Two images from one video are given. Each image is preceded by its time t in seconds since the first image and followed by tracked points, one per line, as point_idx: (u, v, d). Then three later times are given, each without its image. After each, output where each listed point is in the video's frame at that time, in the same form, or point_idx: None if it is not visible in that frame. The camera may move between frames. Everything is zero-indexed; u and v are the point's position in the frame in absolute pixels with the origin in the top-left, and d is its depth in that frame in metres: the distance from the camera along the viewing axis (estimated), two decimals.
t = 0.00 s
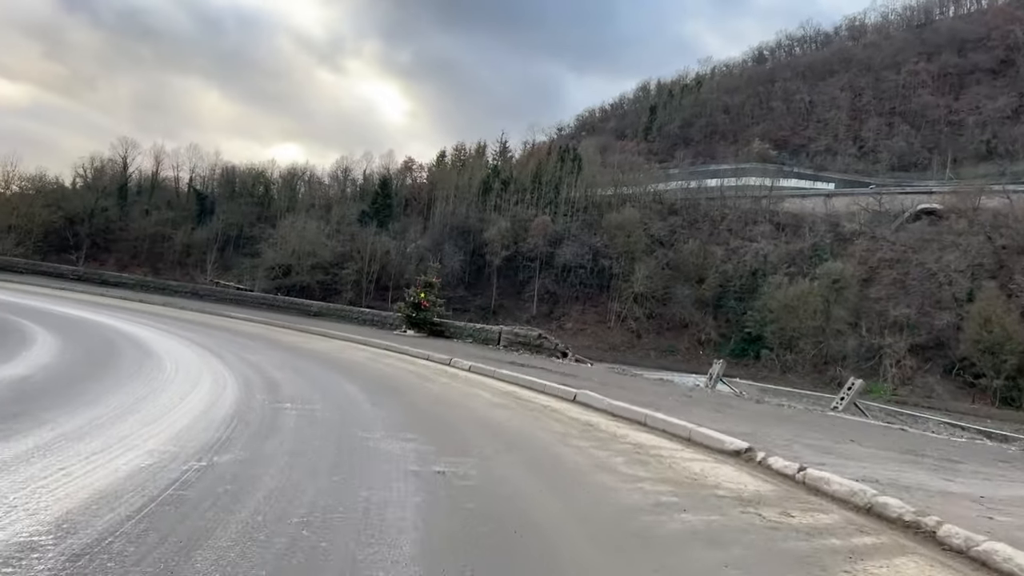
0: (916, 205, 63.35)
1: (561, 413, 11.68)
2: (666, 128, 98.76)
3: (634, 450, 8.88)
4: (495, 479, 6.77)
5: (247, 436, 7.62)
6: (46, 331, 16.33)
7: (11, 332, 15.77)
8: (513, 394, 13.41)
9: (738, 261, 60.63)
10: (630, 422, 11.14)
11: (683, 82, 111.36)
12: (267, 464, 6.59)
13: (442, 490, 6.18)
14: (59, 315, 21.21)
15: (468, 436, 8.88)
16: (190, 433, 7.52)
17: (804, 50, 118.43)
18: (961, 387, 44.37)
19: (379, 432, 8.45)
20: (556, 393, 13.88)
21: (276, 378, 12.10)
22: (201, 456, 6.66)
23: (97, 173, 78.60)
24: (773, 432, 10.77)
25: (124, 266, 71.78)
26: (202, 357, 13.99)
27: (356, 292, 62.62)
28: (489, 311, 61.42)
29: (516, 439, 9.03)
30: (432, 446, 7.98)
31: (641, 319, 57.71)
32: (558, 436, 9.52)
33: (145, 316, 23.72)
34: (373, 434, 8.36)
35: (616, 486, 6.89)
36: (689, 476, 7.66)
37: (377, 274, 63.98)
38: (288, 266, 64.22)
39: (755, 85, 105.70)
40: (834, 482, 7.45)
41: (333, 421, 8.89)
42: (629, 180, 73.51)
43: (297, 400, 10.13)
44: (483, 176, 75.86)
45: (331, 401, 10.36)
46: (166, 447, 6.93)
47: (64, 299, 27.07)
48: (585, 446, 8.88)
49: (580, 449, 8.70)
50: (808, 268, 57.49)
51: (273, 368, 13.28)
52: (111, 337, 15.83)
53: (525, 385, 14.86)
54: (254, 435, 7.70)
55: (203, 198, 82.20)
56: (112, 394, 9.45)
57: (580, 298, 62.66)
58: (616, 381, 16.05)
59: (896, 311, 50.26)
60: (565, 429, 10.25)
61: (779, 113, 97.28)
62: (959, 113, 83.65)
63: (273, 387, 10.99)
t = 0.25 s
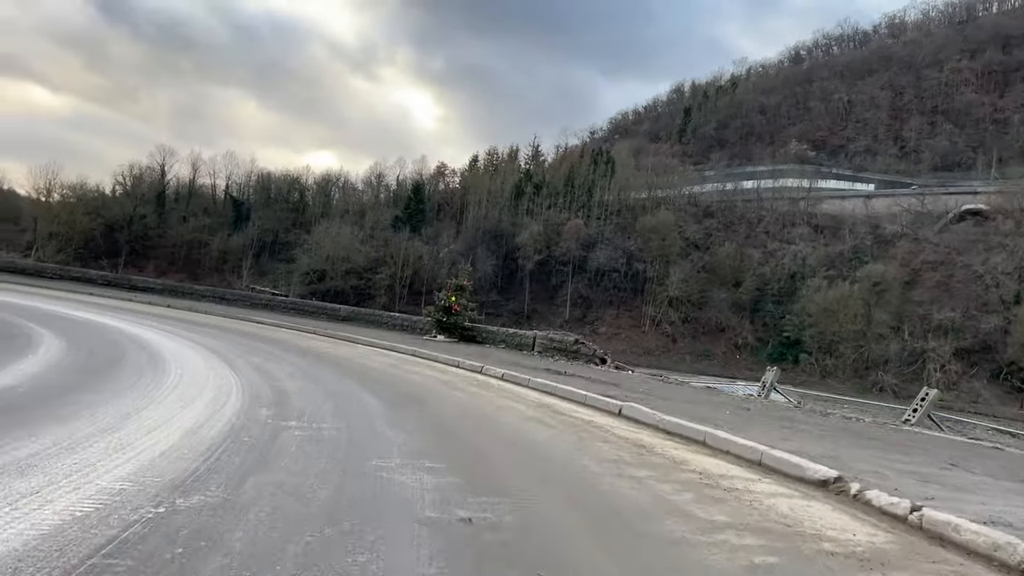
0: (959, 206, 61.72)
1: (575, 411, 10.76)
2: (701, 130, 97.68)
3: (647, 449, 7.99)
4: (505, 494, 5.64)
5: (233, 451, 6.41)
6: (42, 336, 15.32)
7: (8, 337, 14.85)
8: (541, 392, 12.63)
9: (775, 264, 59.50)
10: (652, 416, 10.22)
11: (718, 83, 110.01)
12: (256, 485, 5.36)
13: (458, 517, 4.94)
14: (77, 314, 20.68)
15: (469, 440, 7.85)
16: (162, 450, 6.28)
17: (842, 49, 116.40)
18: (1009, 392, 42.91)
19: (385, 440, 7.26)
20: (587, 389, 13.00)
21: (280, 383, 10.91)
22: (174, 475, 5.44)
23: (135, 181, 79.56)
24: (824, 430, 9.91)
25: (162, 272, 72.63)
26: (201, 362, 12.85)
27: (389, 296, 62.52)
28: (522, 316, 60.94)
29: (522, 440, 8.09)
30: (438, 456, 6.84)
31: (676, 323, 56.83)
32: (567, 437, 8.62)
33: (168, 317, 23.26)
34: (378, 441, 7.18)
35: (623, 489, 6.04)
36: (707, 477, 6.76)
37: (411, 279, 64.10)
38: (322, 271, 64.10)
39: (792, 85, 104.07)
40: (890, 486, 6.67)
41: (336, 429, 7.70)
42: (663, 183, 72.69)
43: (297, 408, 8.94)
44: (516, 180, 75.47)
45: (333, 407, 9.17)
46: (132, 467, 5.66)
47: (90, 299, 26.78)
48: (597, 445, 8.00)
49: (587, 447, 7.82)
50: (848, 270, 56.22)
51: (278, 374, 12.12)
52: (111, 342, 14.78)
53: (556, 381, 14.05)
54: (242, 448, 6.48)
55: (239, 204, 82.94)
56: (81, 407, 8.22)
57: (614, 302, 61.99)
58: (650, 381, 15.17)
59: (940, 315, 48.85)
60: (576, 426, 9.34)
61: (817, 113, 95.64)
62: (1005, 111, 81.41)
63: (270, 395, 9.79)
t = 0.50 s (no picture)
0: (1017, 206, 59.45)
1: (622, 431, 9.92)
2: (744, 130, 95.96)
3: (706, 483, 7.14)
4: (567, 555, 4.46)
5: (234, 483, 5.32)
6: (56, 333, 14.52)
7: (19, 334, 14.09)
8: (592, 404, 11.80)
9: (822, 266, 57.89)
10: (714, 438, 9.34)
11: (761, 82, 108.00)
12: (259, 534, 4.28)
13: None
14: (108, 310, 20.19)
15: (505, 474, 6.91)
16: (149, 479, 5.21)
17: (890, 46, 113.55)
18: None
19: (414, 473, 6.20)
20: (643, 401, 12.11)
21: (300, 395, 9.87)
22: (153, 518, 4.35)
23: (177, 184, 80.41)
24: (910, 451, 9.00)
25: (203, 275, 73.28)
26: (219, 369, 11.88)
27: (427, 299, 62.14)
28: (560, 318, 60.10)
29: (563, 473, 7.22)
30: (475, 493, 5.82)
31: (719, 326, 55.54)
32: (614, 463, 7.79)
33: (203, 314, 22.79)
34: (405, 474, 6.14)
35: (707, 542, 4.95)
36: (783, 516, 5.94)
37: (448, 282, 63.82)
38: (360, 274, 63.63)
39: (837, 83, 101.73)
40: (1008, 525, 5.84)
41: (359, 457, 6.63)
42: (706, 183, 71.36)
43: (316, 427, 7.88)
44: (554, 181, 74.68)
45: (356, 426, 8.11)
46: (106, 502, 4.59)
47: (126, 294, 26.49)
48: (650, 478, 7.17)
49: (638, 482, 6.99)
50: (899, 273, 54.46)
51: (300, 383, 11.11)
52: (126, 343, 13.91)
53: (605, 389, 13.20)
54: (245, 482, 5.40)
55: (279, 207, 83.45)
56: (68, 417, 7.21)
57: (655, 305, 60.90)
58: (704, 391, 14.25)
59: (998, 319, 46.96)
60: (624, 451, 8.49)
61: (863, 112, 93.31)
62: None
63: (287, 409, 8.76)
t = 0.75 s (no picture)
0: None
1: (649, 423, 9.12)
2: (790, 132, 94.44)
3: (737, 479, 6.31)
4: None
5: (202, 506, 4.39)
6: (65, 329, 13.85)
7: (27, 329, 13.50)
8: (624, 395, 11.01)
9: (871, 270, 56.50)
10: (754, 429, 8.48)
11: (808, 83, 106.14)
12: None
13: None
14: (136, 309, 19.87)
15: (512, 464, 6.06)
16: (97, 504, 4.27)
17: (943, 43, 110.67)
18: None
19: (418, 478, 5.28)
20: (681, 396, 11.26)
21: (309, 392, 8.99)
22: (84, 560, 3.41)
23: (224, 190, 81.71)
24: (961, 448, 8.45)
25: (248, 279, 74.35)
26: (229, 364, 11.07)
27: (468, 303, 62.17)
28: (601, 322, 59.61)
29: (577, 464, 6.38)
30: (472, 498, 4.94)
31: (764, 331, 54.56)
32: (616, 454, 6.91)
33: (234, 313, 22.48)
34: (409, 479, 5.23)
35: (720, 548, 4.32)
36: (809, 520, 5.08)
37: (489, 285, 63.86)
38: (403, 278, 63.51)
39: (887, 83, 99.50)
40: None
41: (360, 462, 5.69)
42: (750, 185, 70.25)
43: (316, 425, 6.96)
44: (596, 185, 74.22)
45: (362, 423, 7.20)
46: (32, 539, 3.65)
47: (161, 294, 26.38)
48: (673, 470, 6.39)
49: (661, 474, 6.19)
50: (952, 276, 52.89)
51: (311, 378, 10.27)
52: (136, 339, 13.22)
53: (641, 386, 12.40)
54: (219, 500, 4.47)
55: (323, 213, 84.48)
56: (34, 420, 6.34)
57: (698, 309, 60.14)
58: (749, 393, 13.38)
59: None
60: (648, 443, 7.68)
61: (915, 112, 91.10)
62: None
63: (288, 406, 7.86)
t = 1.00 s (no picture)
0: None
1: (709, 442, 8.21)
2: (838, 129, 92.25)
3: (802, 503, 5.61)
4: None
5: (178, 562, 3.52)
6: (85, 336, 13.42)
7: (45, 336, 13.07)
8: (675, 405, 10.33)
9: (926, 271, 54.70)
10: (820, 445, 7.75)
11: (856, 78, 103.61)
12: None
13: None
14: (171, 314, 19.70)
15: (545, 489, 5.41)
16: (57, 543, 3.63)
17: (998, 36, 107.19)
18: None
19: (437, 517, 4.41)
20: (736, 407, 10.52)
21: (328, 406, 8.35)
22: None
23: (268, 195, 82.47)
24: None
25: (291, 283, 74.88)
26: (250, 374, 10.52)
27: (509, 306, 61.76)
28: (645, 326, 58.64)
29: (617, 486, 5.73)
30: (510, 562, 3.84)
31: (814, 335, 53.15)
32: (688, 484, 5.90)
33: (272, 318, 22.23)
34: (428, 511, 4.56)
35: None
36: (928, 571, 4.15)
37: (530, 289, 63.37)
38: (443, 281, 63.23)
39: (940, 77, 96.61)
40: None
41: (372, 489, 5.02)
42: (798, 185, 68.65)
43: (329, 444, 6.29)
44: (639, 186, 73.20)
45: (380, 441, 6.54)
46: None
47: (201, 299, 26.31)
48: (743, 496, 5.58)
49: (717, 497, 5.54)
50: (1012, 278, 50.94)
51: (331, 389, 9.65)
52: (156, 347, 12.75)
53: (693, 395, 11.70)
54: (195, 546, 3.71)
55: (365, 216, 84.77)
56: (21, 443, 5.64)
57: (745, 312, 58.86)
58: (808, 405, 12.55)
59: None
60: (698, 460, 7.00)
61: (969, 107, 88.31)
62: None
63: (300, 422, 7.22)
